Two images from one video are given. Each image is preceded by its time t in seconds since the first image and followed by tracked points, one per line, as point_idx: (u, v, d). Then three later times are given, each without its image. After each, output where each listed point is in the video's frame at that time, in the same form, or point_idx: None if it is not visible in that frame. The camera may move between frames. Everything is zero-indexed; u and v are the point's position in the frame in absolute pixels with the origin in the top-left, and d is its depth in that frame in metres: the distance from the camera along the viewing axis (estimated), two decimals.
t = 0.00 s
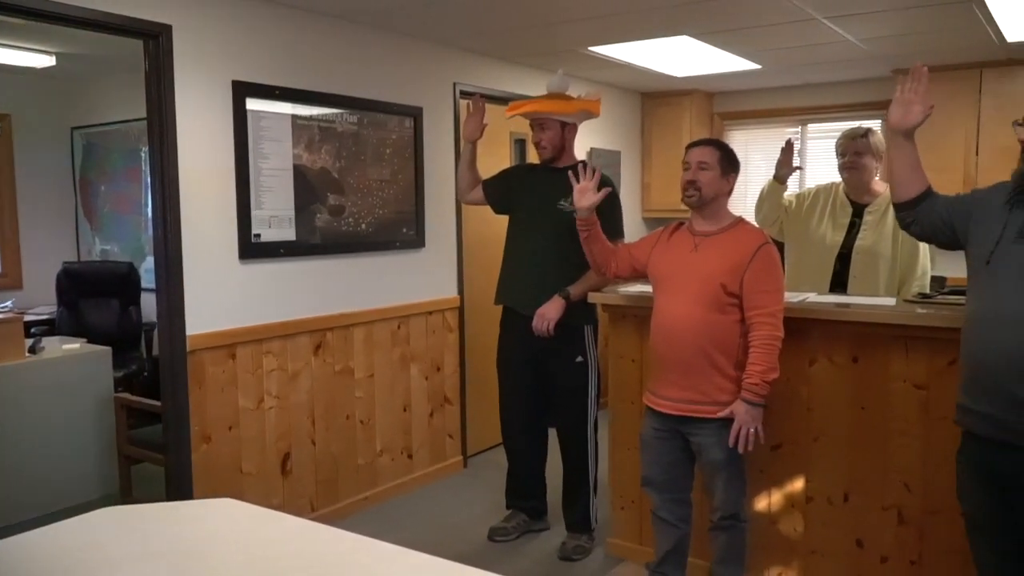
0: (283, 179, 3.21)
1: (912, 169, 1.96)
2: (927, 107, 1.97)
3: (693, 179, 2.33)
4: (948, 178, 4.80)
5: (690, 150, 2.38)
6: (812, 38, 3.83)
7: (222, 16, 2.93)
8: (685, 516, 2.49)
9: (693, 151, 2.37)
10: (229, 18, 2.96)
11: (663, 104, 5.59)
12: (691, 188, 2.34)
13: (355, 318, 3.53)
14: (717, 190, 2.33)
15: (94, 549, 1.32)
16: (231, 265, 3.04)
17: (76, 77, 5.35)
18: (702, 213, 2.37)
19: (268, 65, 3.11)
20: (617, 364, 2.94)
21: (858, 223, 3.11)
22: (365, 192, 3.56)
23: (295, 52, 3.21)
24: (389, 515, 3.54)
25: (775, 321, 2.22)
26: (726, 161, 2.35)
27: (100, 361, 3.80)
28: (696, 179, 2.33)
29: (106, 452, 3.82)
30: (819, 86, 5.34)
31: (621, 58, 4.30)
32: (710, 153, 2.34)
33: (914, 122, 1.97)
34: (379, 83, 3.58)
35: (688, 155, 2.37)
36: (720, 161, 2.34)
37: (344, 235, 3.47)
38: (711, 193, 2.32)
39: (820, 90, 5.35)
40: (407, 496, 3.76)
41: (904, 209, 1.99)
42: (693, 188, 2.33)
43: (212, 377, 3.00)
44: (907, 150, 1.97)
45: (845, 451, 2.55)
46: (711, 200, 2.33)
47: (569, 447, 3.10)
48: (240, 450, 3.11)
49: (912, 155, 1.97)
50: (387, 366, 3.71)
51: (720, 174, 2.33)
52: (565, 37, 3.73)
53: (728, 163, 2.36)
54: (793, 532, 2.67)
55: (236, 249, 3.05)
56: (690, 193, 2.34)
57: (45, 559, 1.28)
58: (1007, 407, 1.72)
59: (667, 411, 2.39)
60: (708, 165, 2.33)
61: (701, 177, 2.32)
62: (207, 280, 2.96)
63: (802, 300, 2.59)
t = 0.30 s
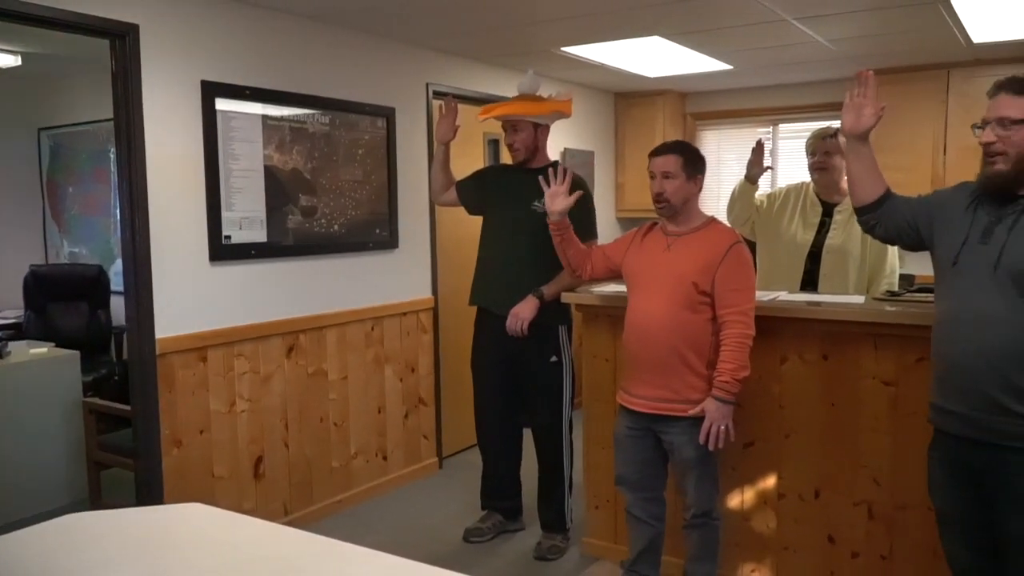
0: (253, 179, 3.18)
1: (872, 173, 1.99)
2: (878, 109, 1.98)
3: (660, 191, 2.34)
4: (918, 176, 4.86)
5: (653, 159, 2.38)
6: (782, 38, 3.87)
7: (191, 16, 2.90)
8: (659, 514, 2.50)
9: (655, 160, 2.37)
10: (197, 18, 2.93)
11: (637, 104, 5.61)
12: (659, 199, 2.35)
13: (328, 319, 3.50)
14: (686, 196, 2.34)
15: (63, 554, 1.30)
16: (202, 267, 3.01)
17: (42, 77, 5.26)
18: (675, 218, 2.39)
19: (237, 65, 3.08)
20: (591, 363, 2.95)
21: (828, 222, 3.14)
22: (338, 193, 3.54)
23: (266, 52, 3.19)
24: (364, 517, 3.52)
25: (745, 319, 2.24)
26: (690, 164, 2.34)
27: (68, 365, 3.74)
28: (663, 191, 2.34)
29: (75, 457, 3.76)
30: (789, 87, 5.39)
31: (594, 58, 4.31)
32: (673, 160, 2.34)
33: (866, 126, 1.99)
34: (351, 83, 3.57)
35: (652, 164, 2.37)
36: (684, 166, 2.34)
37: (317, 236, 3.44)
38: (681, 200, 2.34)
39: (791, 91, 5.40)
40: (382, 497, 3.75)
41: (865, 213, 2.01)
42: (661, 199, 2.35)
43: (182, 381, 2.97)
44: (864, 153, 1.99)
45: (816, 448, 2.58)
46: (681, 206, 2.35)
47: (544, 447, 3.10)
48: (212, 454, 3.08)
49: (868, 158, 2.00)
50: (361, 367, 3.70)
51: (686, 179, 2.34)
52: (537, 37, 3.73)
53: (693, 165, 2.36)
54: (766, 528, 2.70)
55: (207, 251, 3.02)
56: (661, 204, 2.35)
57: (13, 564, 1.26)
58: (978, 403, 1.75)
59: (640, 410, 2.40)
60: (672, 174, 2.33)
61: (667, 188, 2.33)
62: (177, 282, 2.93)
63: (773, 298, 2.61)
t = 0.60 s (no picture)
0: (226, 178, 3.15)
1: (852, 171, 2.01)
2: (873, 109, 1.99)
3: (631, 199, 2.35)
4: (890, 177, 4.92)
5: (622, 165, 2.38)
6: (755, 40, 3.90)
7: (161, 13, 2.87)
8: (634, 513, 2.50)
9: (623, 168, 2.37)
10: (168, 14, 2.89)
11: (613, 104, 5.63)
12: (632, 207, 2.36)
13: (303, 319, 3.48)
14: (658, 200, 2.35)
15: (22, 558, 1.27)
16: (173, 267, 2.98)
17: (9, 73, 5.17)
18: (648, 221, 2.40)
19: (210, 62, 3.05)
20: (566, 363, 2.96)
21: (801, 222, 3.17)
22: (312, 192, 3.51)
23: (239, 49, 3.16)
24: (339, 518, 3.50)
25: (719, 318, 2.26)
26: (658, 167, 2.35)
27: (37, 365, 3.68)
28: (635, 199, 2.34)
29: (44, 460, 3.70)
30: (764, 88, 5.44)
31: (570, 59, 4.32)
32: (641, 166, 2.34)
33: (861, 124, 2.00)
34: (325, 81, 3.54)
35: (620, 173, 2.37)
36: (653, 170, 2.34)
37: (291, 235, 3.42)
38: (653, 205, 2.35)
39: (765, 92, 5.45)
40: (357, 498, 3.73)
41: (840, 209, 2.04)
42: (635, 207, 2.36)
43: (153, 382, 2.93)
44: (849, 151, 2.01)
45: (789, 446, 2.60)
46: (654, 210, 2.36)
47: (520, 447, 3.10)
48: (184, 455, 3.05)
49: (854, 156, 2.02)
50: (336, 368, 3.67)
51: (656, 183, 2.34)
52: (512, 37, 3.74)
53: (661, 167, 2.36)
54: (739, 526, 2.71)
55: (178, 250, 2.99)
56: (635, 211, 2.37)
57: None
58: (944, 401, 1.78)
59: (615, 409, 2.41)
60: (642, 181, 2.33)
61: (639, 196, 2.34)
62: (148, 282, 2.89)
63: (746, 297, 2.63)
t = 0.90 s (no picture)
0: (196, 178, 3.12)
1: (813, 175, 2.04)
2: (815, 116, 2.03)
3: (604, 199, 2.35)
4: (861, 174, 4.97)
5: (594, 165, 2.37)
6: (725, 39, 3.92)
7: (128, 12, 2.83)
8: (609, 510, 2.51)
9: (595, 168, 2.36)
10: (135, 13, 2.86)
11: (587, 104, 5.65)
12: (605, 207, 2.37)
13: (275, 321, 3.46)
14: (629, 199, 2.36)
15: None
16: (142, 269, 2.94)
17: None
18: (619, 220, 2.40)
19: (178, 62, 3.02)
20: (540, 362, 2.96)
21: (773, 220, 3.19)
22: (284, 192, 3.49)
23: (208, 49, 3.13)
24: (314, 520, 3.48)
25: (690, 317, 2.26)
26: (628, 165, 2.34)
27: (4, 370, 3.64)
28: (607, 199, 2.35)
29: (13, 466, 3.65)
30: (736, 87, 5.48)
31: (543, 58, 4.33)
32: (612, 166, 2.33)
33: (806, 131, 2.03)
34: (296, 81, 3.52)
35: (592, 173, 2.37)
36: (623, 169, 2.34)
37: (263, 236, 3.39)
38: (625, 204, 2.36)
39: (737, 91, 5.49)
40: (333, 500, 3.71)
41: (809, 214, 2.05)
42: (607, 206, 2.37)
43: (123, 386, 2.90)
44: (804, 159, 2.04)
45: (761, 442, 2.62)
46: (627, 208, 2.37)
47: (495, 446, 3.10)
48: (155, 459, 3.02)
49: (810, 161, 2.05)
50: (310, 369, 3.65)
51: (627, 182, 2.34)
52: (484, 36, 3.73)
53: (631, 165, 2.35)
54: (713, 522, 2.73)
55: (147, 251, 2.95)
56: (608, 210, 2.37)
57: None
58: (912, 397, 1.80)
59: (588, 408, 2.41)
60: (614, 181, 2.33)
61: (611, 196, 2.34)
62: (117, 284, 2.86)
63: (718, 295, 2.64)
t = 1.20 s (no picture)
0: (168, 175, 3.09)
1: (784, 176, 2.06)
2: (789, 117, 2.04)
3: (579, 195, 2.36)
4: (835, 175, 5.02)
5: (570, 161, 2.38)
6: (700, 40, 3.95)
7: (100, 6, 2.81)
8: (581, 510, 2.51)
9: (572, 163, 2.38)
10: (107, 8, 2.83)
11: (565, 104, 5.66)
12: (579, 203, 2.37)
13: (249, 319, 3.44)
14: (604, 197, 2.37)
15: None
16: (113, 266, 2.91)
17: None
18: (592, 218, 2.41)
19: (151, 58, 3.00)
20: (514, 361, 2.97)
21: (747, 220, 3.22)
22: (259, 190, 3.47)
23: (182, 45, 3.11)
24: (287, 519, 3.46)
25: (661, 317, 2.27)
26: (605, 164, 2.36)
27: None
28: (581, 195, 2.36)
29: None
30: (713, 88, 5.51)
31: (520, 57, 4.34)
32: (589, 163, 2.35)
33: (780, 132, 2.05)
34: (272, 78, 3.51)
35: (568, 169, 2.38)
36: (600, 168, 2.35)
37: (237, 234, 3.37)
38: (599, 201, 2.37)
39: (714, 92, 5.52)
40: (306, 499, 3.69)
41: (781, 214, 2.08)
42: (581, 202, 2.37)
43: (92, 384, 2.87)
44: (777, 158, 2.06)
45: (732, 442, 2.64)
46: (600, 206, 2.37)
47: (469, 446, 3.10)
48: (125, 458, 2.99)
49: (783, 162, 2.06)
50: (284, 368, 3.63)
51: (603, 180, 2.36)
52: (461, 35, 3.74)
53: (608, 164, 2.37)
54: (684, 521, 2.75)
55: (118, 249, 2.92)
56: (581, 206, 2.37)
57: None
58: (877, 397, 1.82)
59: (559, 408, 2.42)
60: (590, 178, 2.35)
61: (586, 192, 2.35)
62: (87, 281, 2.83)
63: (690, 296, 2.66)
